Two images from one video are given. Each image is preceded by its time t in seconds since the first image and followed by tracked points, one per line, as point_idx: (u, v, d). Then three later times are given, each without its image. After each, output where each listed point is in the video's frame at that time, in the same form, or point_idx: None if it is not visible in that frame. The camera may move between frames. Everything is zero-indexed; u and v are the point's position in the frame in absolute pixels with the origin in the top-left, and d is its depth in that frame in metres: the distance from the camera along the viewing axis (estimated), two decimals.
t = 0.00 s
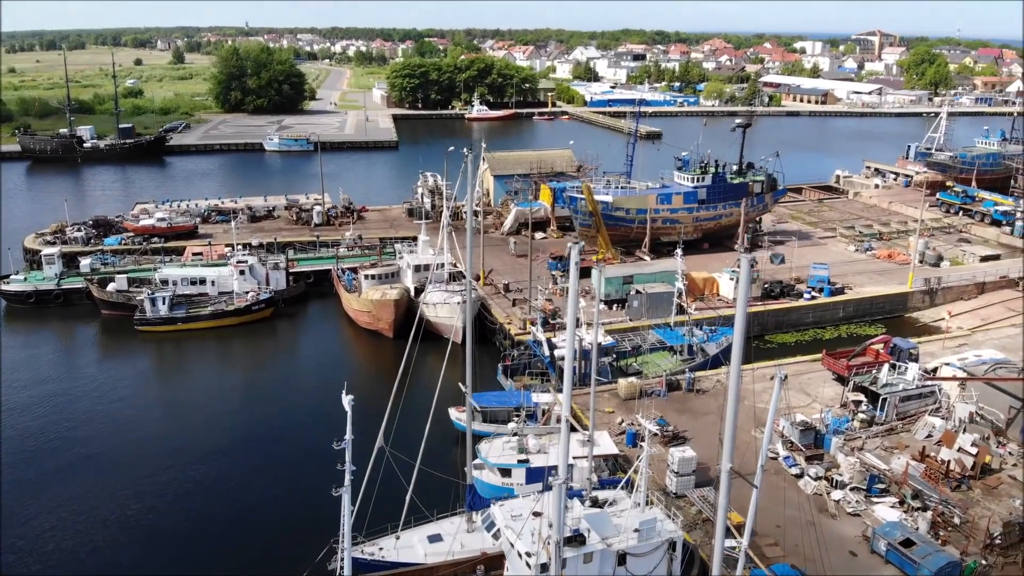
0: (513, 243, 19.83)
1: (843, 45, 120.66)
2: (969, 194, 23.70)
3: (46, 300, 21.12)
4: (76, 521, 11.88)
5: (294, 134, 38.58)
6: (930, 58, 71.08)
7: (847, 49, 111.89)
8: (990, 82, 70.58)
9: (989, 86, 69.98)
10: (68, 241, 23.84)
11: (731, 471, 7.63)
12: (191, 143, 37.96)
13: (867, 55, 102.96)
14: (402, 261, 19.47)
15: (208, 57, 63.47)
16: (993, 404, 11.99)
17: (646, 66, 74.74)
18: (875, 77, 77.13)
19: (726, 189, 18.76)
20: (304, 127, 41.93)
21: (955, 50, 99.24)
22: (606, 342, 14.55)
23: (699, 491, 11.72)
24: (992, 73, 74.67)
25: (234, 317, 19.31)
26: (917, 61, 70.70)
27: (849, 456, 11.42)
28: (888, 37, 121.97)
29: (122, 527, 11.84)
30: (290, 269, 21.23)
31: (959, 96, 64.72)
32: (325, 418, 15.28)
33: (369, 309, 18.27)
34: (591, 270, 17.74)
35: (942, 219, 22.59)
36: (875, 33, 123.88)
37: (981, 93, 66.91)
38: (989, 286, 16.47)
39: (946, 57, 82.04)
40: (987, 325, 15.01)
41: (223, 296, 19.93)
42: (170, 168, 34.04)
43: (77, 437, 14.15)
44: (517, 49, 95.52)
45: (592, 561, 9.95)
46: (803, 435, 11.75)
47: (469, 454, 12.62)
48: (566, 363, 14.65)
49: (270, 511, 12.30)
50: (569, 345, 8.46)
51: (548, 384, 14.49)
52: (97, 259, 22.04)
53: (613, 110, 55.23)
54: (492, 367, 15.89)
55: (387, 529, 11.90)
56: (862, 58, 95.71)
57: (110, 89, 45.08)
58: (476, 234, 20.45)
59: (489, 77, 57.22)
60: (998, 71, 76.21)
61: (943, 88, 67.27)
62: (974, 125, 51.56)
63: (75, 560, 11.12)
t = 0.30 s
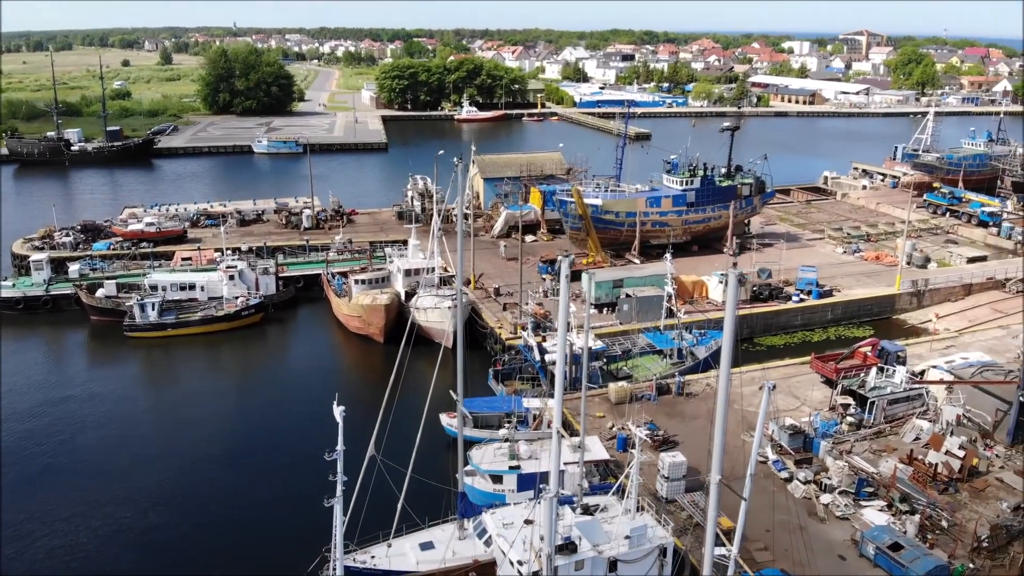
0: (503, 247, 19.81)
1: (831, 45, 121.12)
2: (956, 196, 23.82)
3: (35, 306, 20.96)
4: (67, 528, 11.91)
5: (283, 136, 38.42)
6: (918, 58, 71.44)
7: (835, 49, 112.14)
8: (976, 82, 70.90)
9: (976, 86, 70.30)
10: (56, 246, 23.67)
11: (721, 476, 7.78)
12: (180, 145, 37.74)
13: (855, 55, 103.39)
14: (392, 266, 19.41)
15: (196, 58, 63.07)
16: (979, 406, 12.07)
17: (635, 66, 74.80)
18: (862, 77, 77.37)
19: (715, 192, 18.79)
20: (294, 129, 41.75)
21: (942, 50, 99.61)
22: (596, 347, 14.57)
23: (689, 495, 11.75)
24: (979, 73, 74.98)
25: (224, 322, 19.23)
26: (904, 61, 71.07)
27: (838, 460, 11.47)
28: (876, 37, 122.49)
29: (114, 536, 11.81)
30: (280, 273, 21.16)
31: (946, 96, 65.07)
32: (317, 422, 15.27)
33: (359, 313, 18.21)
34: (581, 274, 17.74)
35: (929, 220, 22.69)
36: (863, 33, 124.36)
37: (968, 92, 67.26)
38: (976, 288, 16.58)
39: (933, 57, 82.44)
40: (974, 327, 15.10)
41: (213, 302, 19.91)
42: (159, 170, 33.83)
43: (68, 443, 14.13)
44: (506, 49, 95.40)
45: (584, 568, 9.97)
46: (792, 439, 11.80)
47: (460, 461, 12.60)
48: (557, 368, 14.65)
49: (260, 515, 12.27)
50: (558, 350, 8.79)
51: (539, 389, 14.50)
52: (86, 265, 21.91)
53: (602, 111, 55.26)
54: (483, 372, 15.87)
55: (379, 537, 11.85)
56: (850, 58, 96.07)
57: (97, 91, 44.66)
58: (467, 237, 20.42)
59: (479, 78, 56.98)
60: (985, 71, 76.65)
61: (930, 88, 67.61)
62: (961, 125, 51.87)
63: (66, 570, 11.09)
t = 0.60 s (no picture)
0: (494, 250, 19.80)
1: (819, 45, 121.58)
2: (943, 197, 23.95)
3: (24, 312, 20.83)
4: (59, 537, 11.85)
5: (272, 139, 38.27)
6: (905, 58, 71.78)
7: (823, 49, 112.49)
8: (963, 82, 71.24)
9: (963, 86, 70.65)
10: (45, 251, 23.53)
11: (710, 480, 7.94)
12: (168, 148, 37.55)
13: (843, 55, 103.79)
14: (383, 270, 19.35)
15: (184, 58, 62.71)
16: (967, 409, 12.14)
17: (625, 67, 74.87)
18: (850, 77, 77.67)
19: (704, 195, 18.84)
20: (283, 131, 41.61)
21: (929, 49, 100.09)
22: (587, 351, 14.59)
23: (680, 500, 11.78)
24: (966, 72, 75.34)
25: (214, 327, 19.15)
26: (892, 61, 71.44)
27: (826, 464, 11.53)
28: (863, 37, 123.07)
29: (107, 544, 11.84)
30: (270, 278, 21.09)
31: (933, 96, 65.43)
32: (309, 427, 15.26)
33: (349, 319, 18.13)
34: (571, 277, 17.75)
35: (916, 222, 22.81)
36: (851, 33, 124.92)
37: (955, 92, 67.64)
38: (962, 290, 16.69)
39: (920, 57, 82.85)
40: (961, 329, 15.20)
41: (203, 307, 19.84)
42: (147, 173, 33.65)
43: (58, 450, 14.07)
44: (496, 49, 95.32)
45: None
46: (781, 443, 11.87)
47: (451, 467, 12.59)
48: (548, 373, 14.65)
49: (252, 521, 12.26)
50: (549, 355, 9.03)
51: (529, 394, 14.50)
52: (75, 270, 21.78)
53: (592, 112, 55.35)
54: (474, 377, 15.86)
55: (371, 544, 11.83)
56: (838, 59, 96.43)
57: (84, 93, 44.13)
58: (457, 241, 20.40)
59: (468, 79, 56.72)
60: (971, 71, 77.09)
61: (918, 88, 67.94)
62: (948, 125, 52.15)
63: None
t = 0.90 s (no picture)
0: (485, 253, 19.79)
1: (809, 45, 121.93)
2: (931, 199, 24.09)
3: (14, 318, 20.69)
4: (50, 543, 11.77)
5: (263, 141, 38.13)
6: (894, 59, 72.10)
7: (812, 49, 112.82)
8: (952, 81, 71.56)
9: (951, 86, 70.96)
10: (35, 256, 23.39)
11: (700, 483, 8.19)
12: (158, 150, 37.33)
13: (832, 56, 104.06)
14: (374, 274, 19.29)
15: (174, 59, 62.36)
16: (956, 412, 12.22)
17: (615, 68, 74.91)
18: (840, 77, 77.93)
19: (693, 198, 18.89)
20: (273, 133, 41.47)
21: (917, 49, 100.51)
22: (578, 355, 14.59)
23: (671, 505, 11.80)
24: (955, 72, 75.67)
25: (205, 333, 19.07)
26: (881, 61, 71.76)
27: (816, 467, 11.57)
28: (852, 37, 123.59)
29: (99, 551, 11.81)
30: (261, 283, 21.03)
31: (922, 96, 65.72)
32: (299, 432, 15.22)
33: (341, 323, 18.07)
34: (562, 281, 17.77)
35: (905, 223, 22.92)
36: (840, 33, 125.31)
37: (944, 92, 67.96)
38: (951, 292, 16.79)
39: (909, 57, 83.20)
40: (949, 331, 15.28)
41: (194, 312, 19.77)
42: (137, 176, 33.44)
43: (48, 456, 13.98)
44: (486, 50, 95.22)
45: None
46: (771, 447, 11.93)
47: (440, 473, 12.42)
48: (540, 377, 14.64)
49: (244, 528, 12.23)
50: (541, 360, 9.16)
51: (521, 398, 14.48)
52: (65, 275, 21.66)
53: (582, 113, 55.38)
54: (466, 382, 15.85)
55: (364, 551, 11.80)
56: (828, 59, 96.71)
57: (73, 95, 43.26)
58: (448, 244, 20.38)
59: (458, 80, 56.39)
60: (960, 71, 77.41)
61: (906, 89, 68.18)
62: (936, 125, 52.40)
63: None
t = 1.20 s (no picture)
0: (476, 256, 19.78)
1: (799, 44, 122.31)
2: (919, 200, 24.19)
3: (4, 324, 20.57)
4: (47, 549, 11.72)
5: (253, 143, 37.99)
6: (883, 59, 72.38)
7: (802, 49, 113.10)
8: (941, 81, 71.86)
9: (940, 86, 71.27)
10: (25, 261, 23.27)
11: (690, 487, 8.33)
12: (148, 153, 37.14)
13: (822, 55, 104.30)
14: (366, 278, 19.26)
15: (163, 61, 62.01)
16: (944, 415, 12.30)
17: (605, 68, 74.91)
18: (829, 77, 78.15)
19: (683, 201, 18.93)
20: (263, 135, 41.31)
21: (906, 49, 100.85)
22: (569, 360, 14.60)
23: (662, 510, 11.81)
24: (943, 71, 75.96)
25: (196, 338, 19.03)
26: (870, 61, 72.04)
27: (806, 470, 11.64)
28: (841, 36, 123.98)
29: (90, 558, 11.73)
30: (252, 287, 20.98)
31: (911, 96, 65.97)
32: (293, 436, 15.21)
33: (332, 328, 18.03)
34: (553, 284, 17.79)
35: (894, 224, 23.01)
36: (830, 33, 125.65)
37: (932, 92, 68.25)
38: (939, 293, 16.89)
39: (897, 57, 83.52)
40: (937, 333, 15.37)
41: (185, 317, 19.79)
42: (127, 179, 33.28)
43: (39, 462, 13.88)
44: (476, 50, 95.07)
45: None
46: (761, 450, 11.99)
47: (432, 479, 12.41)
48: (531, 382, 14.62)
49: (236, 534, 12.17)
50: (533, 364, 9.22)
51: (513, 403, 14.47)
52: (55, 280, 21.55)
53: (573, 115, 55.40)
54: (458, 386, 15.84)
55: (357, 558, 11.76)
56: (818, 60, 96.94)
57: (62, 97, 42.89)
58: (440, 247, 20.35)
59: (449, 81, 56.34)
60: (949, 71, 77.72)
61: (895, 89, 68.38)
62: (925, 126, 52.61)
63: None
